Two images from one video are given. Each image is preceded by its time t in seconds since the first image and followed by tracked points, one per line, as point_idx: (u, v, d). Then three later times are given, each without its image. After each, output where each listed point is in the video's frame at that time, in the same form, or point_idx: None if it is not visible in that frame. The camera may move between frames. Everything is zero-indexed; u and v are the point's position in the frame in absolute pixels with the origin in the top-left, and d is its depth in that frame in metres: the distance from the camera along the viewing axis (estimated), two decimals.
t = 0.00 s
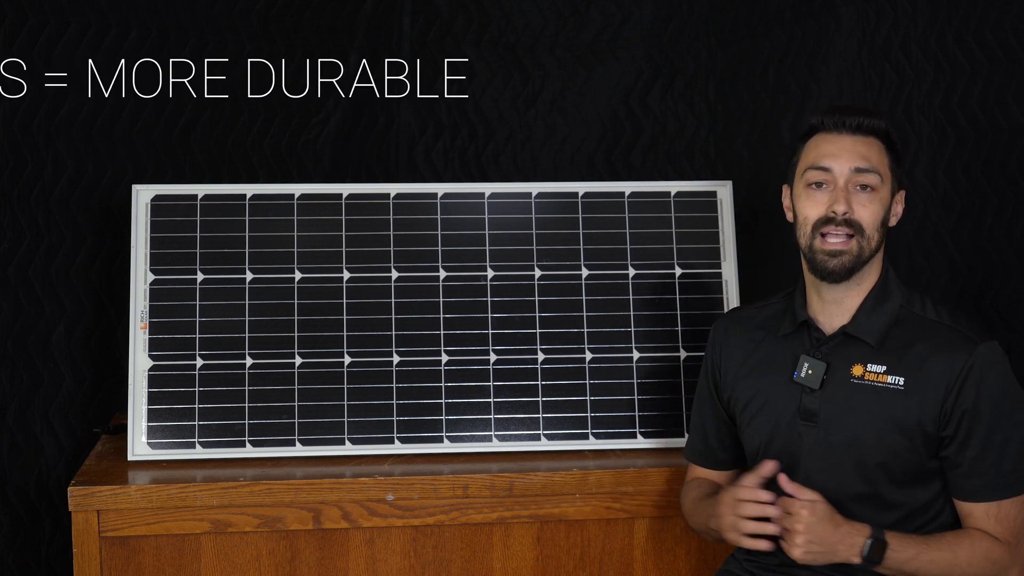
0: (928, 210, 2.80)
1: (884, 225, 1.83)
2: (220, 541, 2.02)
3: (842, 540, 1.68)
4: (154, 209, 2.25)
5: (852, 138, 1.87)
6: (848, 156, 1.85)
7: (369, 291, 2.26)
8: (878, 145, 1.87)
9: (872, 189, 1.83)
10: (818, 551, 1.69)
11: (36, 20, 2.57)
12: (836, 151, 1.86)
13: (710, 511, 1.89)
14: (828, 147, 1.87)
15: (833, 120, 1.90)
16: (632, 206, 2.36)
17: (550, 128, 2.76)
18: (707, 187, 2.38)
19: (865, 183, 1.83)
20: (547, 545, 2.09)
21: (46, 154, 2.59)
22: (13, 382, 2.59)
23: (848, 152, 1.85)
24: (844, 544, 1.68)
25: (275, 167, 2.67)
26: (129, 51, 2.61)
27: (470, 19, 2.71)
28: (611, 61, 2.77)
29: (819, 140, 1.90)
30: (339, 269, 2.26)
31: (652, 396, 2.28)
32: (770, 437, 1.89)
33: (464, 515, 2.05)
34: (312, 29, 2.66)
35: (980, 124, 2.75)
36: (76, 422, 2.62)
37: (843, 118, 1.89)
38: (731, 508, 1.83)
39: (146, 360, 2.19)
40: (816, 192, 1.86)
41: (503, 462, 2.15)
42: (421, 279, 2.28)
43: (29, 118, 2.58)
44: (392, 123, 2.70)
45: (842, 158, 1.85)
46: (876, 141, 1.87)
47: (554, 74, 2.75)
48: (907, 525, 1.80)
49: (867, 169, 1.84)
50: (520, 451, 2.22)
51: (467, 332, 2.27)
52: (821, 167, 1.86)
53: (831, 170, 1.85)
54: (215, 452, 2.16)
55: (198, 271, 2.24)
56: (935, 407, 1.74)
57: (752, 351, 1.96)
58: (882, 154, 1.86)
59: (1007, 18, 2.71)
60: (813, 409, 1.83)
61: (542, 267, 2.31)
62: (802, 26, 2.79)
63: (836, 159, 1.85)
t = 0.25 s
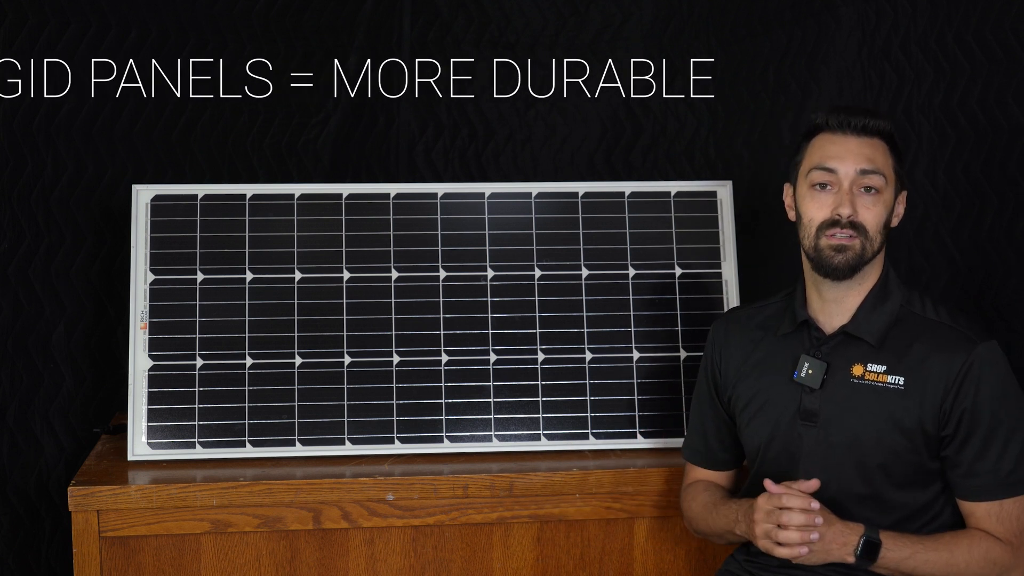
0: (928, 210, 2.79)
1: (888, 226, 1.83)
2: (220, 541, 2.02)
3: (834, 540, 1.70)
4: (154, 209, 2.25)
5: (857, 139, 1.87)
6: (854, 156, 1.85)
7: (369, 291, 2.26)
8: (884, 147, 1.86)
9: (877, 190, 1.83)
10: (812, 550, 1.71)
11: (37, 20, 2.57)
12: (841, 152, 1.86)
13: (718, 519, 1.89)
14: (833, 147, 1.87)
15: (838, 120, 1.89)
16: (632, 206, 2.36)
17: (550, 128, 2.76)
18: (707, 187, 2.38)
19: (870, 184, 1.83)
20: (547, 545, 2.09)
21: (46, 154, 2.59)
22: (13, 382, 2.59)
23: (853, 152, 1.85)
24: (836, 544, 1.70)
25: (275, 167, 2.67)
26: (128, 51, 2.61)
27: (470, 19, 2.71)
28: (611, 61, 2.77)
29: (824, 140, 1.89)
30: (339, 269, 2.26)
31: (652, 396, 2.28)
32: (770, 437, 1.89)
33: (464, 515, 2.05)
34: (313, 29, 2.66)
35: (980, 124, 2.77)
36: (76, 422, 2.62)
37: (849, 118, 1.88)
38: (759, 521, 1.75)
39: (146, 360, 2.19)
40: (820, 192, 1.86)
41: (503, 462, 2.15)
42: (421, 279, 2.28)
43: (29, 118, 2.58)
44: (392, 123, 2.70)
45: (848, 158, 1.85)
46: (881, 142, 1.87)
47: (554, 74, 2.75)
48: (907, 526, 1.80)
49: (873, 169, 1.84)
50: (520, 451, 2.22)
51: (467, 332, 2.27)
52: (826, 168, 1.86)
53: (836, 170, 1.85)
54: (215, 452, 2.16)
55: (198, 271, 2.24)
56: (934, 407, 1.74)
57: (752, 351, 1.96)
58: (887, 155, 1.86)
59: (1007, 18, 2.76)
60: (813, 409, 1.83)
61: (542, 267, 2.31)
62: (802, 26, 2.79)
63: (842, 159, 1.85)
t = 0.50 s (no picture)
0: (928, 210, 2.78)
1: (885, 233, 1.84)
2: (220, 541, 2.02)
3: (833, 534, 1.70)
4: (154, 209, 2.25)
5: (858, 145, 1.86)
6: (852, 163, 1.84)
7: (369, 291, 2.26)
8: (883, 152, 1.86)
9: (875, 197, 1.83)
10: (810, 541, 1.69)
11: (37, 20, 2.57)
12: (840, 158, 1.85)
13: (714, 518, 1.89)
14: (832, 152, 1.87)
15: (838, 124, 1.88)
16: (632, 207, 2.36)
17: (550, 128, 2.76)
18: (707, 188, 2.38)
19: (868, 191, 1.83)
20: (547, 545, 2.09)
21: (46, 154, 2.59)
22: (13, 382, 2.59)
23: (852, 159, 1.85)
24: (834, 538, 1.70)
25: (275, 167, 2.67)
26: (128, 51, 2.61)
27: (470, 19, 2.71)
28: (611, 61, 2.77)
29: (823, 144, 1.89)
30: (339, 269, 2.26)
31: (652, 396, 2.28)
32: (770, 437, 1.89)
33: (464, 515, 2.05)
34: (313, 29, 2.66)
35: (980, 124, 2.78)
36: (76, 422, 2.62)
37: (848, 123, 1.87)
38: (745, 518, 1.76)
39: (146, 360, 2.19)
40: (818, 197, 1.86)
41: (503, 462, 2.15)
42: (421, 279, 2.28)
43: (29, 118, 2.58)
44: (392, 123, 2.70)
45: (846, 165, 1.85)
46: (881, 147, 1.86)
47: (554, 74, 2.75)
48: (906, 526, 1.80)
49: (870, 176, 1.83)
50: (520, 451, 2.22)
51: (467, 332, 2.27)
52: (825, 173, 1.86)
53: (834, 176, 1.85)
54: (215, 452, 2.16)
55: (198, 271, 2.24)
56: (935, 407, 1.74)
57: (752, 351, 1.96)
58: (886, 161, 1.85)
59: (1007, 18, 2.77)
60: (813, 410, 1.83)
61: (542, 267, 2.31)
62: (802, 26, 2.79)
63: (840, 166, 1.85)
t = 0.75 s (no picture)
0: (928, 210, 2.78)
1: (887, 230, 1.84)
2: (220, 541, 2.02)
3: (833, 533, 1.70)
4: (154, 209, 2.25)
5: (860, 142, 1.86)
6: (853, 160, 1.84)
7: (369, 291, 2.26)
8: (884, 149, 1.86)
9: (877, 194, 1.83)
10: (811, 540, 1.69)
11: (37, 20, 2.57)
12: (841, 155, 1.85)
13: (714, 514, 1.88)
14: (833, 150, 1.87)
15: (839, 122, 1.88)
16: (632, 206, 2.36)
17: (550, 128, 2.76)
18: (707, 187, 2.38)
19: (869, 188, 1.83)
20: (547, 545, 2.09)
21: (46, 154, 2.59)
22: (13, 382, 2.59)
23: (854, 156, 1.85)
24: (835, 537, 1.69)
25: (275, 167, 2.67)
26: (128, 51, 2.61)
27: (470, 19, 2.71)
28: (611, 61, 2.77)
29: (823, 143, 1.89)
30: (339, 269, 2.26)
31: (652, 396, 2.28)
32: (770, 436, 1.89)
33: (464, 515, 2.05)
34: (313, 29, 2.66)
35: (980, 124, 2.78)
36: (76, 422, 2.62)
37: (850, 121, 1.87)
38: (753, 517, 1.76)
39: (146, 360, 2.19)
40: (820, 196, 1.86)
41: (504, 462, 2.15)
42: (421, 279, 2.28)
43: (29, 118, 2.58)
44: (392, 124, 2.70)
45: (847, 162, 1.85)
46: (881, 144, 1.86)
47: (554, 74, 2.75)
48: (905, 526, 1.79)
49: (871, 173, 1.83)
50: (520, 451, 2.22)
51: (467, 332, 2.27)
52: (827, 170, 1.86)
53: (836, 173, 1.85)
54: (215, 452, 2.16)
55: (198, 271, 2.24)
56: (935, 407, 1.74)
57: (752, 351, 1.96)
58: (887, 158, 1.85)
59: (1007, 18, 2.77)
60: (813, 410, 1.83)
61: (542, 267, 2.31)
62: (802, 26, 2.79)
63: (841, 164, 1.85)
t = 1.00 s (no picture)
0: (928, 210, 2.78)
1: (886, 225, 1.84)
2: (220, 541, 2.01)
3: (832, 536, 1.71)
4: (154, 209, 2.25)
5: (855, 138, 1.86)
6: (850, 156, 1.85)
7: (369, 291, 2.26)
8: (880, 145, 1.86)
9: (874, 189, 1.83)
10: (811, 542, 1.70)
11: (37, 21, 2.57)
12: (838, 152, 1.86)
13: (724, 521, 1.89)
14: (829, 147, 1.87)
15: (833, 121, 1.88)
16: (632, 206, 2.36)
17: (550, 128, 2.76)
18: (707, 187, 2.38)
19: (867, 183, 1.84)
20: (547, 545, 2.09)
21: (46, 154, 2.59)
22: (13, 382, 2.59)
23: (850, 152, 1.85)
24: (834, 540, 1.71)
25: (275, 167, 2.67)
26: (128, 51, 2.61)
27: (470, 19, 2.71)
28: (611, 61, 2.77)
29: (819, 141, 1.89)
30: (339, 269, 2.26)
31: (652, 396, 2.28)
32: (770, 437, 1.89)
33: (464, 515, 2.05)
34: (313, 29, 2.66)
35: (980, 124, 2.78)
36: (76, 422, 2.62)
37: (844, 119, 1.88)
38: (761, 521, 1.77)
39: (146, 360, 2.19)
40: (818, 193, 1.86)
41: (504, 462, 2.15)
42: (421, 279, 2.28)
43: (29, 118, 2.58)
44: (392, 124, 2.70)
45: (843, 159, 1.85)
46: (877, 141, 1.87)
47: (554, 74, 2.75)
48: (905, 526, 1.79)
49: (868, 169, 1.84)
50: (520, 451, 2.22)
51: (467, 332, 2.27)
52: (823, 167, 1.86)
53: (832, 170, 1.86)
54: (215, 452, 2.16)
55: (198, 271, 2.24)
56: (934, 406, 1.74)
57: (752, 352, 1.96)
58: (883, 153, 1.86)
59: (1007, 18, 2.77)
60: (813, 410, 1.83)
61: (542, 267, 2.31)
62: (802, 26, 2.79)
63: (838, 160, 1.85)
